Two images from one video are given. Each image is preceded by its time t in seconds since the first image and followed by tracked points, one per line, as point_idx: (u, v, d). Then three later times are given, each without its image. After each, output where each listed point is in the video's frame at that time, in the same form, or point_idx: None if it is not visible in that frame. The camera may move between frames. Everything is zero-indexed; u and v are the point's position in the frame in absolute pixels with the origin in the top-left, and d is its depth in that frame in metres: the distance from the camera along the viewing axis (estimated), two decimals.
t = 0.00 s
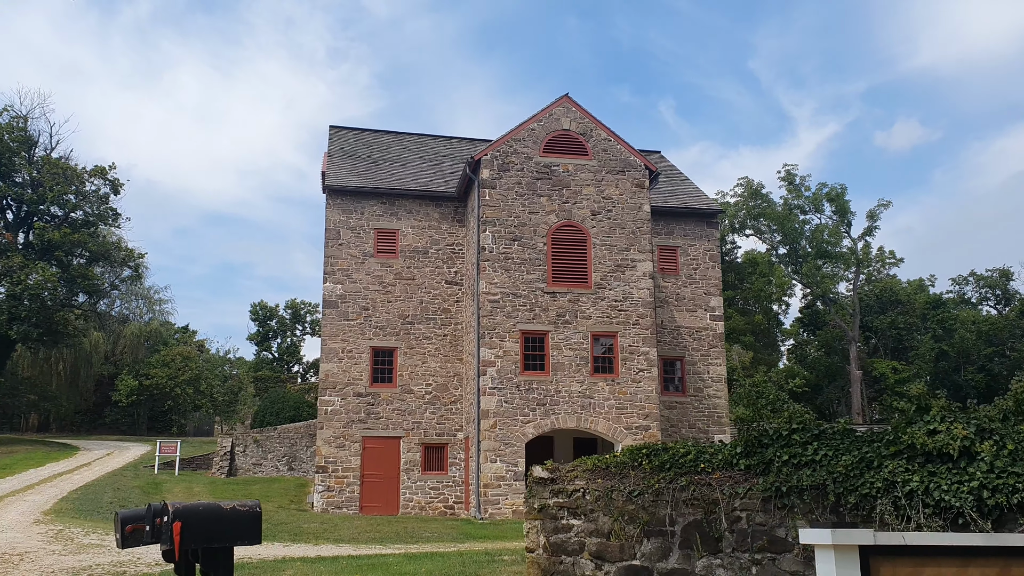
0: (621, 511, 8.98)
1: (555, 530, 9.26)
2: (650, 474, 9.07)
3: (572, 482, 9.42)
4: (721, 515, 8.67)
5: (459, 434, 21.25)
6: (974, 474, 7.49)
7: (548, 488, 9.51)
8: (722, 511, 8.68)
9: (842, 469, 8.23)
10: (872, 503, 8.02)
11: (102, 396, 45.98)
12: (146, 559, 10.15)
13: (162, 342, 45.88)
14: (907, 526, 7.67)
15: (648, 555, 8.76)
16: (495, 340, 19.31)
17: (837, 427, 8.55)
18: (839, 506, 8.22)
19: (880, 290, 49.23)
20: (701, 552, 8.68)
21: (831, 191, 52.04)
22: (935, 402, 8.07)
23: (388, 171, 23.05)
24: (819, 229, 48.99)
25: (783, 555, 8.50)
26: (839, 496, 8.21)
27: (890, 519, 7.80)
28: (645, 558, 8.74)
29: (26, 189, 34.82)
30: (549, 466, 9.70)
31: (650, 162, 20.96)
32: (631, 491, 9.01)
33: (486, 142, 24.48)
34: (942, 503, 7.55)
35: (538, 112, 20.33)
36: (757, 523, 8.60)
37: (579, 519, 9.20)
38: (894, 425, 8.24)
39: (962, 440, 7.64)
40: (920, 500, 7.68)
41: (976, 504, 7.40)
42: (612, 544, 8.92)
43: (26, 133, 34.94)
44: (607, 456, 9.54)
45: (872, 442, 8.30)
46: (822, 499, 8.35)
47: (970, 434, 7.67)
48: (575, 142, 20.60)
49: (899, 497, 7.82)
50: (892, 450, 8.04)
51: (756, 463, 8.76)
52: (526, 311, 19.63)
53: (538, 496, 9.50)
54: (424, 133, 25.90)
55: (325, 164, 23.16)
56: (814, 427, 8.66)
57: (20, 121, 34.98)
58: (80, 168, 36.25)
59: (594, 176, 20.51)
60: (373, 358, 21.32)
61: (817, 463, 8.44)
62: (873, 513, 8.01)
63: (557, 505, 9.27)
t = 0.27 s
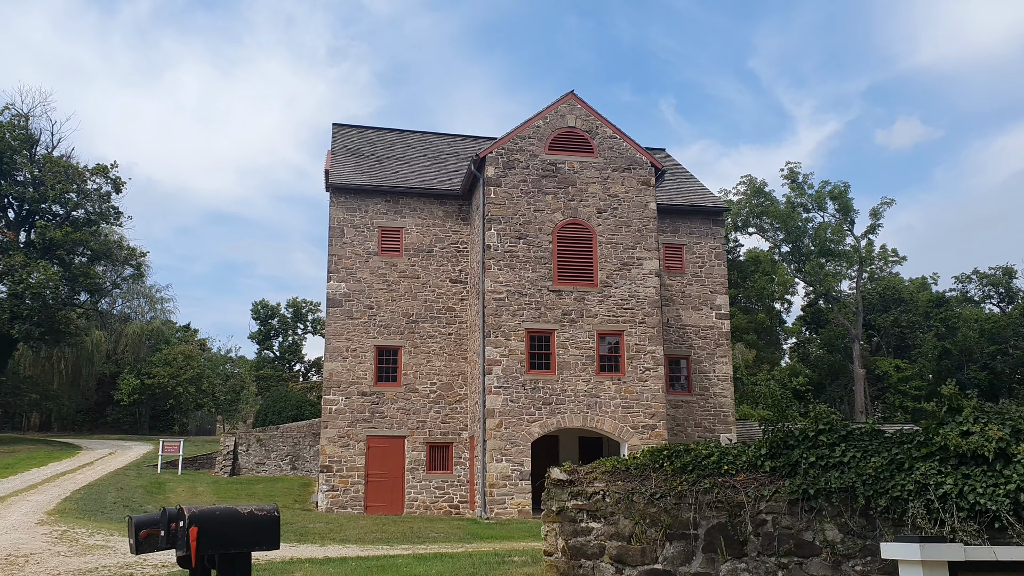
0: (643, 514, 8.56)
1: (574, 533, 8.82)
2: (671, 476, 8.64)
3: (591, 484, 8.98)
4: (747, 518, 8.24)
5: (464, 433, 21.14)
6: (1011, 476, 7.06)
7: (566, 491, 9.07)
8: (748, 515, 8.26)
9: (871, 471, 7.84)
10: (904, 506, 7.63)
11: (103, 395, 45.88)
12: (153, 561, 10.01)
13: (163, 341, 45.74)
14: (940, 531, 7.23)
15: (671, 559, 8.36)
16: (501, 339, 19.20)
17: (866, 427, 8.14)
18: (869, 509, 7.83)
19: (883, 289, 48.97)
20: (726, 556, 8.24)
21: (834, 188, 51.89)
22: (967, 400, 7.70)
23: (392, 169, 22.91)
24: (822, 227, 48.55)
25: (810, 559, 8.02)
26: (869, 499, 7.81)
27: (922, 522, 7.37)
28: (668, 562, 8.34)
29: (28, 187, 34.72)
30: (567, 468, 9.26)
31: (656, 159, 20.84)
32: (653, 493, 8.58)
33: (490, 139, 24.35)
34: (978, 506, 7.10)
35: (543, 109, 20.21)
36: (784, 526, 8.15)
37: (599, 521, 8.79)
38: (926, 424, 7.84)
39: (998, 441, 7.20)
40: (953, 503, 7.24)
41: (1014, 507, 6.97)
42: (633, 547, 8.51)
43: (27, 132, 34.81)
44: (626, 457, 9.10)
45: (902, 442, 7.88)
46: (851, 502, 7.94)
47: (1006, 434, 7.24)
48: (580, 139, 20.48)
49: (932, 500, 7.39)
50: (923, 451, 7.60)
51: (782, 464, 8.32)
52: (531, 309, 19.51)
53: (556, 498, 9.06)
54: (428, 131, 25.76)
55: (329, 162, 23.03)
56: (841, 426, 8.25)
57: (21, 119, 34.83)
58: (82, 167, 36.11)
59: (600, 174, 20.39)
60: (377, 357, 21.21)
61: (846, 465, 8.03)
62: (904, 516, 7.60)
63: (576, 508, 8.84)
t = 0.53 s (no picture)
0: (663, 510, 8.06)
1: (594, 529, 8.49)
2: (693, 471, 8.07)
3: (611, 480, 8.56)
4: (772, 514, 7.62)
5: (470, 430, 21.03)
6: None
7: (585, 487, 8.74)
8: (773, 510, 7.64)
9: (901, 465, 7.05)
10: (937, 502, 6.86)
11: (106, 392, 45.81)
12: (160, 558, 9.90)
13: (167, 338, 45.63)
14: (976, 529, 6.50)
15: (694, 556, 7.83)
16: (507, 335, 19.07)
17: (897, 419, 7.31)
18: (901, 504, 7.08)
19: (888, 285, 48.62)
20: (751, 553, 7.67)
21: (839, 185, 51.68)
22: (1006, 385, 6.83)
23: (397, 164, 22.77)
24: (827, 223, 48.31)
25: (839, 556, 7.39)
26: (900, 494, 7.04)
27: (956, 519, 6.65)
28: (690, 560, 7.82)
29: (31, 184, 34.64)
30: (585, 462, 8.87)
31: (664, 154, 20.71)
32: (674, 488, 8.05)
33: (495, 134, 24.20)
34: (1016, 503, 6.31)
35: (549, 104, 20.07)
36: (813, 522, 7.50)
37: (619, 517, 8.39)
38: (961, 413, 6.97)
39: None
40: (989, 498, 6.46)
41: None
42: (654, 544, 8.04)
43: (30, 128, 34.72)
44: (648, 451, 8.63)
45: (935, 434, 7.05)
46: (881, 498, 7.19)
47: None
48: (587, 134, 20.35)
49: (966, 495, 6.63)
50: (957, 445, 6.78)
51: (809, 458, 7.64)
52: (538, 305, 19.38)
53: (575, 494, 8.75)
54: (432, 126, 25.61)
55: (333, 157, 22.89)
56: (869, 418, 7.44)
57: (24, 115, 34.71)
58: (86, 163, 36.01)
59: (607, 169, 20.25)
60: (383, 353, 21.10)
61: (875, 459, 7.25)
62: (939, 513, 6.86)
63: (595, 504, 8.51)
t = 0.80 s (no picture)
0: (683, 507, 7.71)
1: (610, 527, 8.09)
2: (713, 467, 7.76)
3: (628, 476, 8.16)
4: (796, 512, 7.36)
5: (473, 425, 20.88)
6: None
7: (601, 483, 8.30)
8: (798, 507, 7.38)
9: (932, 461, 6.84)
10: (971, 499, 6.68)
11: (106, 388, 45.63)
12: (162, 555, 9.73)
13: (166, 334, 45.41)
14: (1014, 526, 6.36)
15: (715, 555, 7.51)
16: (510, 330, 18.92)
17: (925, 413, 7.08)
18: (932, 501, 6.87)
19: (889, 280, 48.46)
20: (773, 551, 7.41)
21: (840, 179, 51.52)
22: None
23: (398, 158, 22.58)
24: (828, 218, 48.17)
25: (866, 554, 7.18)
26: (931, 491, 6.83)
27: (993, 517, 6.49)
28: (711, 559, 7.49)
29: (29, 179, 34.41)
30: (601, 458, 8.47)
31: (668, 147, 20.54)
32: (693, 484, 7.72)
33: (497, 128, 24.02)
34: None
35: (552, 96, 19.90)
36: (839, 520, 7.27)
37: (636, 515, 7.99)
38: (993, 410, 6.83)
39: None
40: None
41: None
42: (673, 542, 7.68)
43: (28, 122, 34.48)
44: (665, 447, 8.29)
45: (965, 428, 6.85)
46: (911, 494, 6.98)
47: None
48: (590, 126, 20.18)
49: (1003, 491, 6.46)
50: (991, 440, 6.61)
51: (835, 453, 7.40)
52: (541, 300, 19.22)
53: (590, 492, 8.33)
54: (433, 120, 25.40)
55: (334, 151, 22.70)
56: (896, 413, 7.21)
57: (22, 110, 34.45)
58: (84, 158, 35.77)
59: (610, 162, 20.09)
60: (384, 348, 20.94)
61: (904, 454, 7.02)
62: (971, 510, 6.70)
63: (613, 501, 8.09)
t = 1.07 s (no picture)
0: (704, 506, 7.51)
1: (628, 526, 7.75)
2: (734, 465, 7.56)
3: (645, 474, 7.87)
4: (822, 510, 7.22)
5: (476, 421, 20.76)
6: None
7: (618, 481, 7.95)
8: (823, 506, 7.23)
9: (964, 459, 6.76)
10: (1003, 498, 6.62)
11: (105, 384, 45.49)
12: (165, 553, 9.60)
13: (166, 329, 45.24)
14: None
15: (737, 555, 7.31)
16: (514, 325, 18.79)
17: (954, 410, 6.98)
18: (961, 499, 6.80)
19: (890, 275, 48.28)
20: (798, 551, 7.24)
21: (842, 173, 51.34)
22: None
23: (399, 152, 22.42)
24: (830, 212, 48.01)
25: (893, 554, 7.06)
26: (961, 489, 6.77)
27: None
28: (733, 558, 7.30)
29: (28, 173, 34.20)
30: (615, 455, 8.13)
31: (672, 140, 20.40)
32: (714, 482, 7.52)
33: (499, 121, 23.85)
34: None
35: (556, 89, 19.75)
36: (865, 518, 7.15)
37: (654, 514, 7.72)
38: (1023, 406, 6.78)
39: None
40: None
41: None
42: (693, 541, 7.48)
43: (27, 117, 34.26)
44: (682, 444, 8.07)
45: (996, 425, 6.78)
46: (941, 492, 6.89)
47: None
48: (594, 120, 20.03)
49: None
50: None
51: (860, 451, 7.26)
52: (545, 295, 19.09)
53: (606, 489, 7.96)
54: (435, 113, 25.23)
55: (335, 144, 22.53)
56: (923, 409, 7.10)
57: (21, 104, 34.25)
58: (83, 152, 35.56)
59: (614, 155, 19.95)
60: (386, 343, 20.80)
61: (933, 451, 6.93)
62: (1003, 508, 6.64)
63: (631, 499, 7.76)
